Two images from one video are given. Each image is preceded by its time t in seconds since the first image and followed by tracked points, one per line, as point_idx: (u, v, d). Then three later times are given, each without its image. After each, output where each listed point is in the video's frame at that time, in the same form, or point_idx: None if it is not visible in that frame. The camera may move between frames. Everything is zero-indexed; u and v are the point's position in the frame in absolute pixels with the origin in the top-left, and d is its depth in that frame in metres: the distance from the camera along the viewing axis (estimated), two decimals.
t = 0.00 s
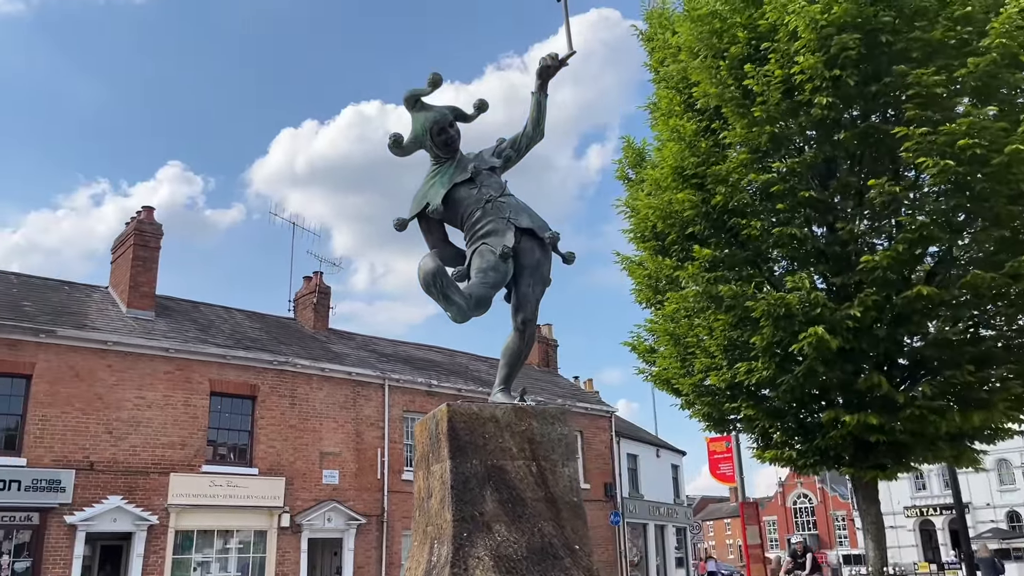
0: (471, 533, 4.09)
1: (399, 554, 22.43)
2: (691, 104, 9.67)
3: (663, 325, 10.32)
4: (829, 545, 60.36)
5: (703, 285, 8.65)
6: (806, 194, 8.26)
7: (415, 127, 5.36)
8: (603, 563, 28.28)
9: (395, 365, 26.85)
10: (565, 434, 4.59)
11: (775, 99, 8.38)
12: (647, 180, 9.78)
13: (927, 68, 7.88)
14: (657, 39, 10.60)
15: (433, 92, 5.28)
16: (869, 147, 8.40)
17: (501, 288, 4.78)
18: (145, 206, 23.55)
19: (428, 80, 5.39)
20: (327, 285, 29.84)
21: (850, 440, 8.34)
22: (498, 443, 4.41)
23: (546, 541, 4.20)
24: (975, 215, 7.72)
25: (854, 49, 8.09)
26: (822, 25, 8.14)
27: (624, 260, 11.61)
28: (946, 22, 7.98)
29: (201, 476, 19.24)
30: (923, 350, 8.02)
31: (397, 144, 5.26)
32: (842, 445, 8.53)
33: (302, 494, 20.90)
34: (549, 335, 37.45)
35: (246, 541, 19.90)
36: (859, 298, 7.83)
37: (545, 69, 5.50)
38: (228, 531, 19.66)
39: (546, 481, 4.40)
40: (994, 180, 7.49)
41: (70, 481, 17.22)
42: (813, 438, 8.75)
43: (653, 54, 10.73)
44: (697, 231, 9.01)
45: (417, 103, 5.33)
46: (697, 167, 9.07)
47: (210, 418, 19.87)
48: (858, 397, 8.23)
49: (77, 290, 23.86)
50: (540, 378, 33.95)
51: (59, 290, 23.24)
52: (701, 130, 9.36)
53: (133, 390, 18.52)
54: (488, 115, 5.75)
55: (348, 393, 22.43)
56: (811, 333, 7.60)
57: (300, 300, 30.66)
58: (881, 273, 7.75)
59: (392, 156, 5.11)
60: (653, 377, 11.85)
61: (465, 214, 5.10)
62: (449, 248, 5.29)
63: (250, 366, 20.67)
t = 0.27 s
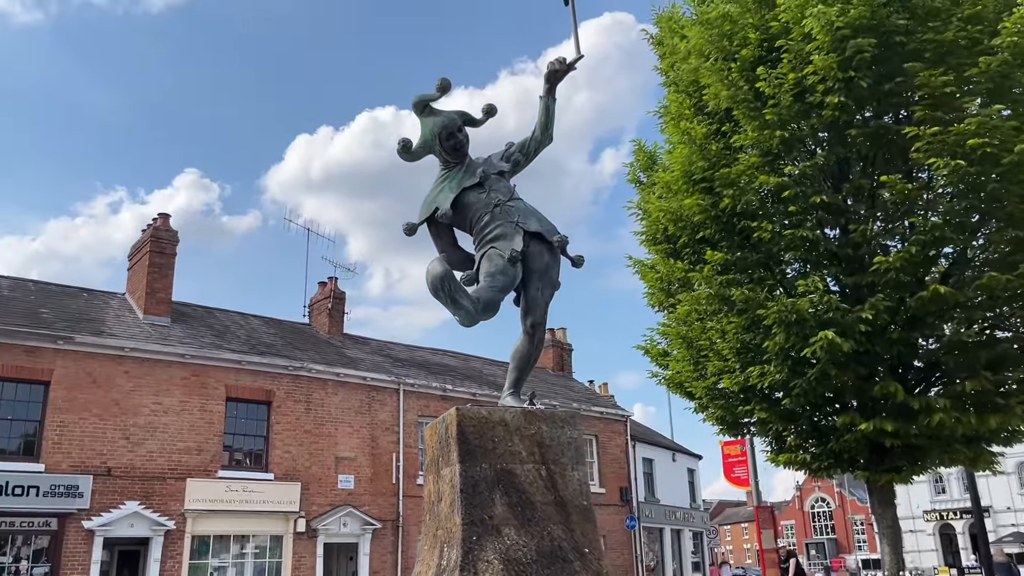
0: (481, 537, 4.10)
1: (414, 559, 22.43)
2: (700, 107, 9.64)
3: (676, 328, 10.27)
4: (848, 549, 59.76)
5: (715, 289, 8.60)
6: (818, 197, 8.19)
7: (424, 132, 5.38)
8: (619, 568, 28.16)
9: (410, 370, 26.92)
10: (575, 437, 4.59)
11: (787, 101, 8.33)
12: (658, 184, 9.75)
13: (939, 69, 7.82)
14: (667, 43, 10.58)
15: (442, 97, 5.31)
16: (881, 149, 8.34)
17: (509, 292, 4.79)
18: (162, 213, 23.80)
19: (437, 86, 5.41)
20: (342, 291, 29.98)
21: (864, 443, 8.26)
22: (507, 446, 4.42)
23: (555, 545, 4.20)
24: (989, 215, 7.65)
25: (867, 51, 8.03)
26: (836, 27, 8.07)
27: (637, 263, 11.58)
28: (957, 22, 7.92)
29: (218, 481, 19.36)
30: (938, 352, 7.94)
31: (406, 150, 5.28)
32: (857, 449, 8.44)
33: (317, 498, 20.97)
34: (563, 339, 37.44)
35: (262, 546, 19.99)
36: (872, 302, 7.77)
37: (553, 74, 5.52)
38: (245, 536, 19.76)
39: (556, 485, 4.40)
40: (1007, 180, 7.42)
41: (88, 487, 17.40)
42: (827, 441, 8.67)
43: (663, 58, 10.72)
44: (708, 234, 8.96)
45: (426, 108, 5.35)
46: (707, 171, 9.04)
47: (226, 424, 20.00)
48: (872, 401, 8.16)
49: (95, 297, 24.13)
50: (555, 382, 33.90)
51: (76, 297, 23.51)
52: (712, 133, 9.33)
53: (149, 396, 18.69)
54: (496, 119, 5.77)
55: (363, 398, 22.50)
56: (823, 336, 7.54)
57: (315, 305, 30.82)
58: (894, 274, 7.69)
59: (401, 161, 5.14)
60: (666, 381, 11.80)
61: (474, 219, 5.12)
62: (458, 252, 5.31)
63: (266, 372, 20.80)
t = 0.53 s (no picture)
0: (491, 543, 4.10)
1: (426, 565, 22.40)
2: (710, 112, 9.62)
3: (686, 333, 10.25)
4: (863, 555, 59.19)
5: (725, 293, 8.57)
6: (828, 200, 8.15)
7: (432, 139, 5.40)
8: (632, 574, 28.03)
9: (421, 376, 26.95)
10: (584, 443, 4.59)
11: (799, 105, 8.28)
12: (667, 189, 9.72)
13: (950, 71, 7.78)
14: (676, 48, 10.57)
15: (450, 103, 5.32)
16: (892, 152, 8.30)
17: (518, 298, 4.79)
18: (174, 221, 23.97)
19: (445, 93, 5.42)
20: (353, 297, 30.08)
21: (878, 448, 8.19)
22: (517, 452, 4.42)
23: (565, 550, 4.19)
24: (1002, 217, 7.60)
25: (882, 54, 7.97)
26: (852, 29, 8.01)
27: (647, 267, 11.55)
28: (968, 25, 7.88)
29: (230, 488, 19.43)
30: (951, 356, 7.88)
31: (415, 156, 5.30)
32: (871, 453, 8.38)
33: (329, 504, 21.00)
34: (575, 345, 37.40)
35: (275, 552, 20.02)
36: (881, 302, 7.74)
37: (561, 79, 5.53)
38: (257, 542, 19.81)
39: (565, 490, 4.39)
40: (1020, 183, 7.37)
41: (102, 493, 17.52)
42: (840, 446, 8.62)
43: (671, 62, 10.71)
44: (718, 239, 8.92)
45: (435, 115, 5.37)
46: (716, 176, 9.01)
47: (238, 430, 20.08)
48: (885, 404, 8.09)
49: (109, 304, 24.32)
50: (566, 388, 33.83)
51: (90, 305, 23.72)
52: (722, 137, 9.29)
53: (162, 402, 18.80)
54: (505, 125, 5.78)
55: (374, 404, 22.52)
56: (833, 338, 7.50)
57: (326, 312, 30.93)
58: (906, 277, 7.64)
59: (410, 168, 5.15)
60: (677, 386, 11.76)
61: (483, 225, 5.13)
62: (467, 258, 5.32)
63: (278, 378, 20.88)
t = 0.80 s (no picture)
0: (500, 548, 4.08)
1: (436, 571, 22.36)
2: (720, 116, 9.58)
3: (696, 338, 10.20)
4: (875, 562, 58.71)
5: (735, 297, 8.52)
6: (839, 204, 8.10)
7: (441, 144, 5.40)
8: None
9: (431, 382, 26.97)
10: (594, 448, 4.58)
11: (810, 108, 8.23)
12: (676, 193, 9.68)
13: (962, 75, 7.74)
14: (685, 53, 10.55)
15: (458, 109, 5.33)
16: (903, 155, 8.25)
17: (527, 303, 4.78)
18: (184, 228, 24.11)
19: (453, 98, 5.43)
20: (362, 303, 30.15)
21: (889, 453, 8.13)
22: (526, 457, 4.41)
23: (575, 556, 4.17)
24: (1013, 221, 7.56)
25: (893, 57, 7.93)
26: (864, 31, 7.97)
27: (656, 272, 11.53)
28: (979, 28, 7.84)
29: (241, 494, 19.47)
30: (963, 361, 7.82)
31: (423, 162, 5.30)
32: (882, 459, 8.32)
33: (339, 511, 21.00)
34: (584, 350, 37.36)
35: (285, 558, 20.04)
36: (894, 306, 7.69)
37: (569, 84, 5.53)
38: (267, 549, 19.83)
39: (575, 496, 4.38)
40: None
41: (112, 500, 17.59)
42: (850, 451, 8.56)
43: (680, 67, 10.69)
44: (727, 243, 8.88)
45: (443, 121, 5.37)
46: (726, 179, 8.94)
47: (248, 436, 20.13)
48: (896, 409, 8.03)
49: (119, 311, 24.47)
50: (575, 393, 33.77)
51: (101, 312, 23.87)
52: (732, 141, 9.25)
53: (173, 409, 18.87)
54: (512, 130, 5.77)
55: (384, 410, 22.53)
56: (845, 339, 7.44)
57: (336, 318, 31.02)
58: (918, 281, 7.58)
59: (418, 173, 5.16)
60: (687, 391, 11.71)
61: (491, 230, 5.13)
62: (476, 263, 5.32)
63: (288, 385, 20.93)
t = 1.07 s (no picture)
0: (504, 556, 4.06)
1: None
2: (726, 121, 9.56)
3: (702, 345, 10.16)
4: (884, 570, 58.25)
5: (741, 303, 8.48)
6: (846, 208, 8.06)
7: (445, 151, 5.40)
8: None
9: (437, 389, 26.95)
10: (599, 455, 4.56)
11: (816, 112, 8.21)
12: (682, 198, 9.66)
13: (967, 79, 7.72)
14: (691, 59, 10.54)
15: (462, 116, 5.34)
16: (909, 160, 8.24)
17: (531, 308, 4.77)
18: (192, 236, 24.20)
19: (457, 105, 5.44)
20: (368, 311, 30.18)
21: (897, 460, 8.07)
22: (530, 464, 4.40)
23: (580, 563, 4.15)
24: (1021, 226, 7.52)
25: (898, 61, 7.92)
26: (868, 36, 7.97)
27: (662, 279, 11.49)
28: (985, 32, 7.80)
29: (247, 502, 19.47)
30: (971, 367, 7.77)
31: (428, 169, 5.31)
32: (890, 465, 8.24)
33: (346, 518, 20.98)
34: (590, 357, 37.30)
35: (292, 566, 20.02)
36: (902, 313, 7.66)
37: (573, 90, 5.54)
38: (274, 557, 19.82)
39: (580, 502, 4.36)
40: None
41: (120, 508, 17.62)
42: (858, 458, 8.50)
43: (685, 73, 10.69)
44: (733, 248, 8.84)
45: (447, 127, 5.38)
46: (734, 184, 8.90)
47: (255, 444, 20.13)
48: (904, 415, 7.98)
49: (127, 320, 24.56)
50: (582, 401, 33.68)
51: (109, 320, 23.97)
52: (737, 147, 9.24)
53: (180, 417, 18.91)
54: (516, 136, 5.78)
55: (390, 418, 22.51)
56: (854, 346, 7.40)
57: (343, 326, 31.06)
58: (925, 287, 7.55)
59: (423, 180, 5.16)
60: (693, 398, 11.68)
61: (495, 236, 5.13)
62: (480, 270, 5.31)
63: (295, 392, 20.93)
